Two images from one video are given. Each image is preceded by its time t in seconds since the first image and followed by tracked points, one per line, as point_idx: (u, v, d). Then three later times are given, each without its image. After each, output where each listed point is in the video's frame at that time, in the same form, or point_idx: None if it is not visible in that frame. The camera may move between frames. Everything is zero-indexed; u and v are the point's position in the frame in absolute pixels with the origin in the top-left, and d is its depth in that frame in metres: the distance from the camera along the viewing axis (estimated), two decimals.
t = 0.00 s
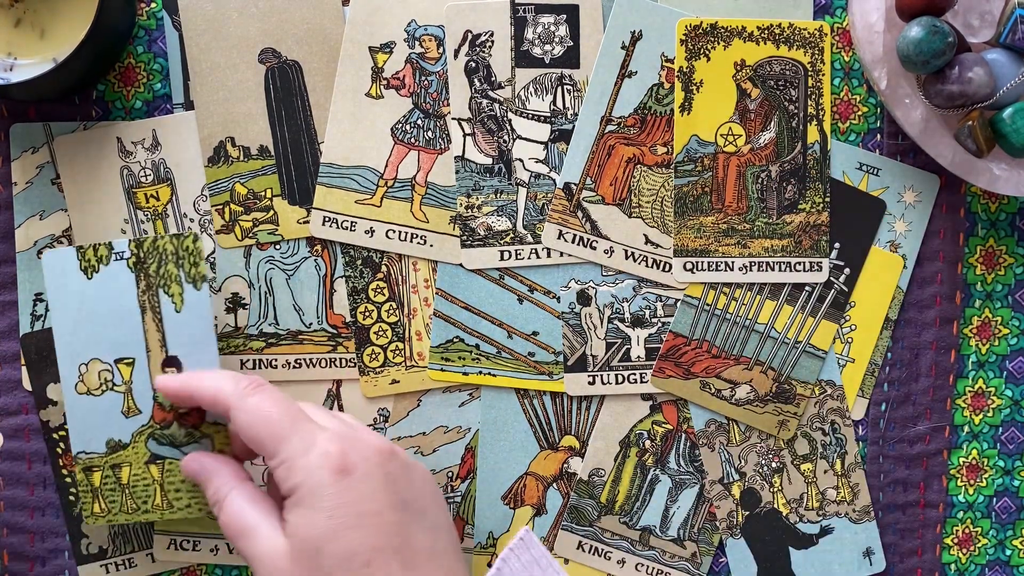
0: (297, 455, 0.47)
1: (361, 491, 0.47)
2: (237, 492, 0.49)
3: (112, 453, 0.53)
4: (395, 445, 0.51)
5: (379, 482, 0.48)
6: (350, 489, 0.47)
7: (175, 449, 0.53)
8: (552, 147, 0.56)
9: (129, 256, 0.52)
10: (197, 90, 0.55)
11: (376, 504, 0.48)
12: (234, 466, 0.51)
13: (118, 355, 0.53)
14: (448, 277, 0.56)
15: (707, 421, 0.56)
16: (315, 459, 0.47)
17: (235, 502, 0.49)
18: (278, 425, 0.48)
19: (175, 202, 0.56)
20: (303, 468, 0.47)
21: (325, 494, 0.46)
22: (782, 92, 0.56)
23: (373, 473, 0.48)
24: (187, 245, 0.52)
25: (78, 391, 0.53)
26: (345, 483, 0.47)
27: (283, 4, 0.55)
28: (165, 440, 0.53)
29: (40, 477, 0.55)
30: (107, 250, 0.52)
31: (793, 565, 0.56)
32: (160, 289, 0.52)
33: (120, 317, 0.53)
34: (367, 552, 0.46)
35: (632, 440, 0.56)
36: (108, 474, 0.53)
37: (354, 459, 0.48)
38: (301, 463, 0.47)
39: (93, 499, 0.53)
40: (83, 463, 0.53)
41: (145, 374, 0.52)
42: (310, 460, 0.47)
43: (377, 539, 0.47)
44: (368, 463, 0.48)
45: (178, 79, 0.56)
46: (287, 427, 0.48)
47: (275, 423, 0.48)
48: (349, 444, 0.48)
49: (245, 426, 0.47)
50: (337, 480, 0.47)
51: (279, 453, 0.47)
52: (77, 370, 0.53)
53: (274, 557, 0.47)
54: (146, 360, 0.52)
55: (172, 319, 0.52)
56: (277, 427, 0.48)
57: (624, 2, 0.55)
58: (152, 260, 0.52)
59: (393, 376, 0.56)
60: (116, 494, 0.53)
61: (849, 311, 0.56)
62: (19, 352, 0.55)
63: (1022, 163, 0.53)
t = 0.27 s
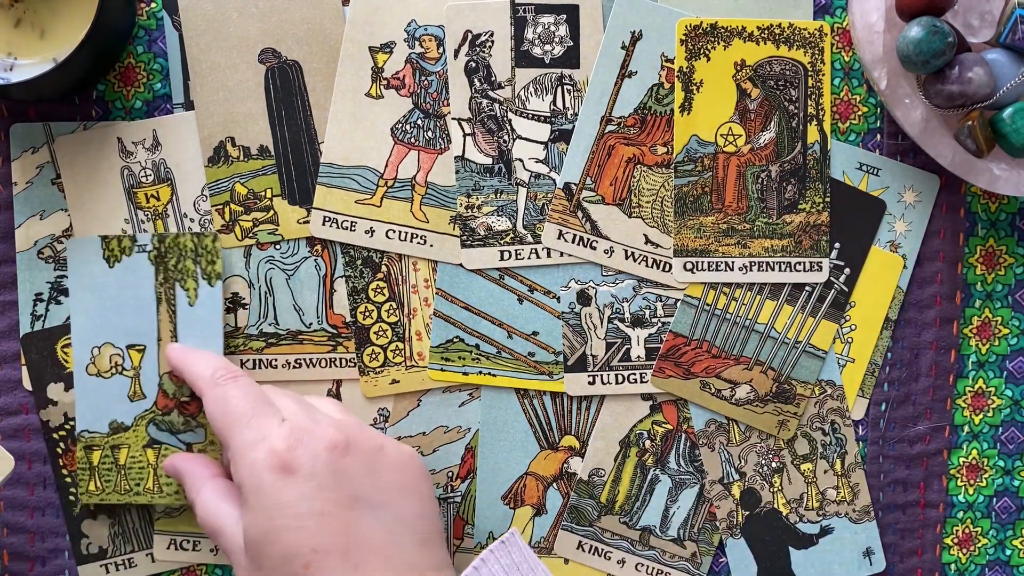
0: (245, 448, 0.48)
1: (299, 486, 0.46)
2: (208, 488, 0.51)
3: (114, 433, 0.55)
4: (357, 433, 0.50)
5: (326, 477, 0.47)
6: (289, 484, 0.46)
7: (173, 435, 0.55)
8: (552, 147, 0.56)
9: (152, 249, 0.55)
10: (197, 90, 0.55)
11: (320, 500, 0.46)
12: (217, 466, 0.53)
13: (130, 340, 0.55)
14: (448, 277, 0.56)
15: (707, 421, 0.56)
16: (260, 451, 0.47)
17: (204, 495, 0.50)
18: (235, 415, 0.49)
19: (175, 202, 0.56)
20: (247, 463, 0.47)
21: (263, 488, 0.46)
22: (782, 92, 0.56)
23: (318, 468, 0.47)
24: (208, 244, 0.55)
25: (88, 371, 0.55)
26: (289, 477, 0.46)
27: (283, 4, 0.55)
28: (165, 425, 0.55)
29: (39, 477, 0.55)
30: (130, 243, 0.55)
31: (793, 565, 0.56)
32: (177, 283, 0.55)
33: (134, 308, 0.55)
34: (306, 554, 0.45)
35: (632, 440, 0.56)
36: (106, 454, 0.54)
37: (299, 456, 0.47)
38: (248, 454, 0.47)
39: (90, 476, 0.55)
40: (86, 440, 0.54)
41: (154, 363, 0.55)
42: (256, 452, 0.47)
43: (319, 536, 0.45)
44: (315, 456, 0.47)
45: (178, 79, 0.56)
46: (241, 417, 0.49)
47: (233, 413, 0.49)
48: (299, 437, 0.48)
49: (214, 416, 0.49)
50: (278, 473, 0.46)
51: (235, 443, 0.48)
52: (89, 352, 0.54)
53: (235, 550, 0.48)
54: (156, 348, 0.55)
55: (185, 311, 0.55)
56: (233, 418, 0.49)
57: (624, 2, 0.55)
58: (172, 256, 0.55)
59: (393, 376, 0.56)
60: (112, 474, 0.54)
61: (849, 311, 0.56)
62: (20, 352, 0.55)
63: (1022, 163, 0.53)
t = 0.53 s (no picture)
0: (236, 446, 0.47)
1: (288, 482, 0.46)
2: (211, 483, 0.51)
3: (119, 437, 0.55)
4: (349, 425, 0.49)
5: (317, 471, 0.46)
6: (282, 481, 0.46)
7: (182, 438, 0.55)
8: (553, 147, 0.56)
9: (158, 255, 0.55)
10: (197, 90, 0.55)
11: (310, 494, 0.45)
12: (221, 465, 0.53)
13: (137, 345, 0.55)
14: (448, 277, 0.56)
15: (707, 421, 0.56)
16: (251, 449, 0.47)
17: (207, 496, 0.50)
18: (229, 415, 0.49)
19: (175, 202, 0.56)
20: (239, 462, 0.47)
21: (255, 485, 0.46)
22: (782, 92, 0.56)
23: (309, 463, 0.46)
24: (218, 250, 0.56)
25: (91, 376, 0.55)
26: (279, 473, 0.46)
27: (283, 4, 0.55)
28: (174, 430, 0.55)
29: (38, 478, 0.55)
30: (137, 248, 0.55)
31: (793, 565, 0.56)
32: (185, 289, 0.55)
33: (141, 313, 0.55)
34: (298, 547, 0.44)
35: (632, 440, 0.56)
36: (112, 457, 0.55)
37: (287, 452, 0.46)
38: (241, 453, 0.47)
39: (93, 480, 0.55)
40: (90, 445, 0.55)
41: (162, 368, 0.55)
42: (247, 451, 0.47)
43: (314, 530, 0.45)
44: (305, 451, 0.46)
45: (178, 80, 0.56)
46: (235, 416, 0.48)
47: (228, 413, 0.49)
48: (289, 434, 0.47)
49: (207, 417, 0.49)
50: (269, 470, 0.46)
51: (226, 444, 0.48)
52: (93, 356, 0.55)
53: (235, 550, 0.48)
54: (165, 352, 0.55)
55: (194, 318, 0.55)
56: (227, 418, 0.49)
57: (624, 2, 0.55)
58: (181, 262, 0.55)
59: (393, 376, 0.56)
60: (117, 476, 0.55)
61: (849, 311, 0.56)
62: (19, 352, 0.55)
63: (1022, 163, 0.53)
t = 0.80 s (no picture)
0: (211, 497, 0.41)
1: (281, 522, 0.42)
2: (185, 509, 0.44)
3: (119, 437, 0.55)
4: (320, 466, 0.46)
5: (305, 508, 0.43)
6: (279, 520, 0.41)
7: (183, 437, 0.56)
8: (552, 147, 0.56)
9: (158, 255, 0.55)
10: (197, 90, 0.55)
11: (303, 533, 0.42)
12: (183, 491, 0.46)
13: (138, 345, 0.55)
14: (448, 277, 0.56)
15: (707, 421, 0.56)
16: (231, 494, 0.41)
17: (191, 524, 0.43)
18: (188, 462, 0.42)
19: (175, 202, 0.56)
20: (218, 510, 0.41)
21: (248, 535, 0.41)
22: (782, 92, 0.56)
23: (297, 502, 0.42)
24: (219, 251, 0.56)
25: (91, 376, 0.55)
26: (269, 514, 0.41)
27: (283, 4, 0.55)
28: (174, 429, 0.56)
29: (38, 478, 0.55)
30: (137, 248, 0.55)
31: (793, 565, 0.56)
32: (185, 289, 0.55)
33: (141, 313, 0.55)
34: None
35: (632, 440, 0.56)
36: (112, 457, 0.55)
37: (271, 494, 0.42)
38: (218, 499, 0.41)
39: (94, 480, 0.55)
40: (91, 445, 0.55)
41: (162, 367, 0.55)
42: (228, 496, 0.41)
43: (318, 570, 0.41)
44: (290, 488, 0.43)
45: (178, 80, 0.56)
46: (201, 464, 0.42)
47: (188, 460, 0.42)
48: (266, 473, 0.43)
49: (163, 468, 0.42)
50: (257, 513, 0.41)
51: (194, 496, 0.41)
52: (93, 357, 0.55)
53: None
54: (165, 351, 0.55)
55: (193, 318, 0.55)
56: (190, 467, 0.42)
57: (624, 2, 0.55)
58: (181, 262, 0.55)
59: (393, 376, 0.56)
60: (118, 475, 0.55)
61: (849, 311, 0.56)
62: (19, 352, 0.55)
63: (1022, 163, 0.53)
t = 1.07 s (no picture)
0: (271, 480, 0.41)
1: (345, 504, 0.41)
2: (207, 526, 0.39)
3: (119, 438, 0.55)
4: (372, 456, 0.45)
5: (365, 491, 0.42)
6: (329, 504, 0.41)
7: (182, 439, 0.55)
8: (552, 147, 0.56)
9: (158, 255, 0.55)
10: (197, 90, 0.55)
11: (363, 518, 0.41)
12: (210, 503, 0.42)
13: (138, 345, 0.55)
14: (448, 277, 0.56)
15: (707, 421, 0.56)
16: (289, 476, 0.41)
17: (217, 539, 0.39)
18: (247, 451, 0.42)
19: (175, 202, 0.56)
20: (278, 492, 0.41)
21: (303, 515, 0.40)
22: (782, 92, 0.56)
23: (355, 487, 0.42)
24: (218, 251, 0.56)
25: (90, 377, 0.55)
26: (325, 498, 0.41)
27: (283, 3, 0.55)
28: (174, 430, 0.55)
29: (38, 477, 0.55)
30: (137, 248, 0.55)
31: (793, 565, 0.56)
32: (185, 289, 0.55)
33: (140, 314, 0.55)
34: None
35: (632, 440, 0.56)
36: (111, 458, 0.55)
37: (337, 478, 0.42)
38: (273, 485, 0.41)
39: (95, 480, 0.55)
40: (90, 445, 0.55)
41: (162, 368, 0.55)
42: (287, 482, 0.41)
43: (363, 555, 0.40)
44: (350, 472, 0.42)
45: (178, 80, 0.56)
46: (256, 452, 0.42)
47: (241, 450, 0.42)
48: (327, 458, 0.43)
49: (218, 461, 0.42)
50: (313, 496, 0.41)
51: (252, 482, 0.41)
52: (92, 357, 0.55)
53: None
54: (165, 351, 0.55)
55: (193, 319, 0.55)
56: (245, 458, 0.42)
57: (625, 2, 0.55)
58: (180, 262, 0.55)
59: (393, 376, 0.56)
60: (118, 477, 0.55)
61: (849, 311, 0.56)
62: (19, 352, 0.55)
63: (1022, 163, 0.53)
